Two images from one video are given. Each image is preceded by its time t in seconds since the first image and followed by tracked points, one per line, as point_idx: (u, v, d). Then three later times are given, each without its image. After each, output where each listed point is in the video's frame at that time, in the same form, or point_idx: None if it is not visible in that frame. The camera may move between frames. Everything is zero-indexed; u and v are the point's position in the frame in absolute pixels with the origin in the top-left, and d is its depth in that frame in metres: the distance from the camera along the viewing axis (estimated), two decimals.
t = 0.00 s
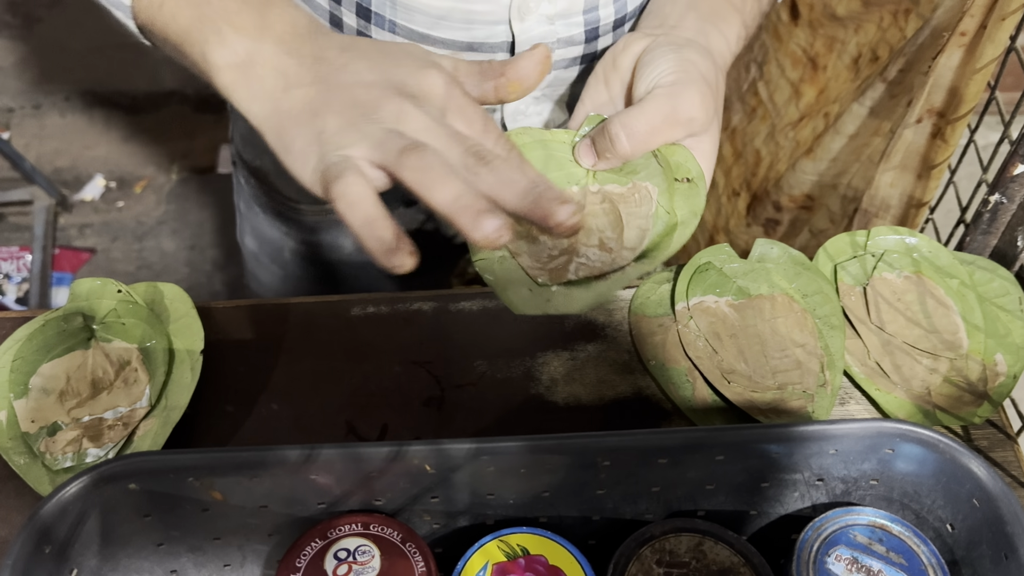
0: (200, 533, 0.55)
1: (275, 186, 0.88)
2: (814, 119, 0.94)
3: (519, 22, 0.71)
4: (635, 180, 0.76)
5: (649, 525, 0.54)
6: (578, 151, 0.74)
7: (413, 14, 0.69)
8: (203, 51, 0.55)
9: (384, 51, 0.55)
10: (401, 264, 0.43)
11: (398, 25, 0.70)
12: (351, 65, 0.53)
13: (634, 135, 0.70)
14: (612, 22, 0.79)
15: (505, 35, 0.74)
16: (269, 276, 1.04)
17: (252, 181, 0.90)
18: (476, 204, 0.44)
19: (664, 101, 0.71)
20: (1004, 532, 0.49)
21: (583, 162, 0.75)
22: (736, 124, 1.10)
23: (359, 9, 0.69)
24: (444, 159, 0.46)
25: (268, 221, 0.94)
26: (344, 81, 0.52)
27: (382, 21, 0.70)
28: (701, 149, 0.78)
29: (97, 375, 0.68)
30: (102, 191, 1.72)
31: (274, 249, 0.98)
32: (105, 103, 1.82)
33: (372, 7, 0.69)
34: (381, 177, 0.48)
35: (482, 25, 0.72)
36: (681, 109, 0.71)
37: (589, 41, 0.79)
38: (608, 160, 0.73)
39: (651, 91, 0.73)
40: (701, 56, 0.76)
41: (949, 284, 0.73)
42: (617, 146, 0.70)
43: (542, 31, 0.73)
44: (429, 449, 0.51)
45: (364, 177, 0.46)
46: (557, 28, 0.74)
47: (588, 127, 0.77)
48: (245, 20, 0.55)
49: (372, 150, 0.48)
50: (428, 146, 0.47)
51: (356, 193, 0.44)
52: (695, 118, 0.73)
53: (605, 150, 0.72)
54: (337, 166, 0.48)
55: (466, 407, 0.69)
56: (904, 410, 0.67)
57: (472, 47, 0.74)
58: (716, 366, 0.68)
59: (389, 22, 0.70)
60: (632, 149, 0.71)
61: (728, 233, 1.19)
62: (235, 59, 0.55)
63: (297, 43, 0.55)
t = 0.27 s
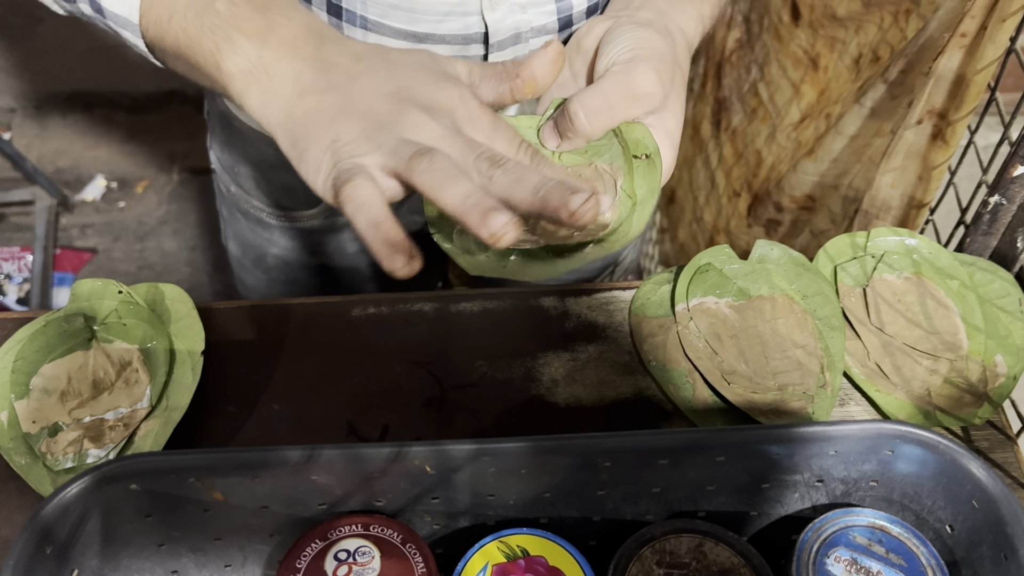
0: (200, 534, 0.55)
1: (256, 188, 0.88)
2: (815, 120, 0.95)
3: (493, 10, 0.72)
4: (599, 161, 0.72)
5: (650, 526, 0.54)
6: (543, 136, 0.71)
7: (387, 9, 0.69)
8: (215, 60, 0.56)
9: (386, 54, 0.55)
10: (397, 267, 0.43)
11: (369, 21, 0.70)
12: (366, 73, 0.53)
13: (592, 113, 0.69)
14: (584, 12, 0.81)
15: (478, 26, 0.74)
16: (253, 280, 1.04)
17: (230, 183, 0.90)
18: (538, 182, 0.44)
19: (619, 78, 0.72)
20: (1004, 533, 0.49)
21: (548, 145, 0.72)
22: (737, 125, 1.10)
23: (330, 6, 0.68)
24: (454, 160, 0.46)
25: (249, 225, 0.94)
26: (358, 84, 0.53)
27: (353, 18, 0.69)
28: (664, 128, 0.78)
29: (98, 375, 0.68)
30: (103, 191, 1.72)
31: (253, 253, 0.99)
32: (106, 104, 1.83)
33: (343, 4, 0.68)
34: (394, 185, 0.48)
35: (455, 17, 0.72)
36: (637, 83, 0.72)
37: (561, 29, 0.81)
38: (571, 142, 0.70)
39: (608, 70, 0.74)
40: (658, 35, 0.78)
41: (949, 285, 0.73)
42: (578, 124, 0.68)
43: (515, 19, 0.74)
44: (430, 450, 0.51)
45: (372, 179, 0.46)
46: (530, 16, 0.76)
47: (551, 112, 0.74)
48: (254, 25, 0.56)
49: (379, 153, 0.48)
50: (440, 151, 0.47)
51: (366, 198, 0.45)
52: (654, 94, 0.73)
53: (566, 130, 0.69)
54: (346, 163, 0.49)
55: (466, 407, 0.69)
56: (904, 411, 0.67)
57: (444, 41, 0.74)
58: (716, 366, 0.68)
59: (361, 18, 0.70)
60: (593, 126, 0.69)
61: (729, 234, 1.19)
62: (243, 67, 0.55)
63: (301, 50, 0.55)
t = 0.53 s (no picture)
0: (202, 534, 0.55)
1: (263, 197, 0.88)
2: (820, 120, 0.95)
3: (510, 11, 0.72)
4: (636, 160, 0.72)
5: (651, 526, 0.54)
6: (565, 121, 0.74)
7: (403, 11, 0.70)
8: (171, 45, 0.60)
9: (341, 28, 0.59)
10: (398, 232, 0.46)
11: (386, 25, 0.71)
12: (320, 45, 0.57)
13: (631, 112, 0.68)
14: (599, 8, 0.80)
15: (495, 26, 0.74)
16: (263, 288, 1.05)
17: (238, 197, 0.91)
18: (513, 141, 0.48)
19: (657, 76, 0.70)
20: (1006, 533, 0.49)
21: (582, 145, 0.71)
22: (742, 125, 1.10)
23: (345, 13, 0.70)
24: (426, 124, 0.50)
25: (257, 234, 0.95)
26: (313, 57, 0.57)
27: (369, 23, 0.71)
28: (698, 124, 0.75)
29: (100, 375, 0.68)
30: (103, 192, 1.72)
31: (265, 264, 0.99)
32: (106, 105, 1.83)
33: (359, 10, 0.70)
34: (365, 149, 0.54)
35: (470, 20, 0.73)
36: (675, 82, 0.70)
37: (577, 26, 0.81)
38: (606, 143, 0.69)
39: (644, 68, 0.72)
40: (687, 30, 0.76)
41: (951, 285, 0.73)
42: (616, 125, 0.68)
43: (531, 19, 0.75)
44: (432, 449, 0.51)
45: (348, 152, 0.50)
46: (547, 15, 0.76)
47: (581, 110, 0.73)
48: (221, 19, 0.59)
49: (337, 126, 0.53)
50: (409, 114, 0.51)
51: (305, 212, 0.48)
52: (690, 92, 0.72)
53: (602, 131, 0.69)
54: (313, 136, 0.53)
55: (467, 407, 0.69)
56: (905, 411, 0.67)
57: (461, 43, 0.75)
58: (717, 366, 0.68)
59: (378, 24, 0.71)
60: (631, 126, 0.68)
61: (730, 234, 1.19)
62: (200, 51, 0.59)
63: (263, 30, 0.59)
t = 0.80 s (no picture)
0: (201, 534, 0.55)
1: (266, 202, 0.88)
2: (819, 121, 0.95)
3: (513, 14, 0.73)
4: (631, 161, 0.72)
5: (651, 526, 0.54)
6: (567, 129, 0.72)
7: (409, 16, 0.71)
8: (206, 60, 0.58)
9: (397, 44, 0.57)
10: (446, 259, 0.42)
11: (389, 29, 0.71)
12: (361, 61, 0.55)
13: (624, 113, 0.68)
14: (604, 12, 0.81)
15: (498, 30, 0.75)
16: (263, 287, 1.05)
17: (242, 198, 0.91)
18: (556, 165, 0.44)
19: (651, 76, 0.70)
20: (1005, 533, 0.49)
21: (577, 147, 0.71)
22: (742, 126, 1.09)
23: (347, 17, 0.70)
24: (472, 146, 0.46)
25: (260, 234, 0.95)
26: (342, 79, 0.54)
27: (372, 28, 0.71)
28: (695, 125, 0.75)
29: (100, 376, 0.68)
30: (104, 192, 1.72)
31: (266, 264, 0.99)
32: (106, 105, 1.83)
33: (361, 13, 0.70)
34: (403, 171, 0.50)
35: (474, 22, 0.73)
36: (669, 83, 0.70)
37: (583, 31, 0.81)
38: (601, 144, 0.70)
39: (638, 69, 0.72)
40: (684, 30, 0.75)
41: (950, 286, 0.73)
42: (609, 126, 0.68)
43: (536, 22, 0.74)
44: (431, 450, 0.51)
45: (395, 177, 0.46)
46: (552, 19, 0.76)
47: (577, 113, 0.73)
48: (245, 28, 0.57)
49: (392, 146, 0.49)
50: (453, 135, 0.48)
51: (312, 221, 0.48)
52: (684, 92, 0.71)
53: (596, 132, 0.69)
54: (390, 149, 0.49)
55: (467, 408, 0.69)
56: (904, 412, 0.67)
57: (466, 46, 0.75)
58: (717, 367, 0.68)
59: (380, 26, 0.71)
60: (624, 128, 0.68)
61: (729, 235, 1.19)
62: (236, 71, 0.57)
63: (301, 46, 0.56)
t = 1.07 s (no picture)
0: (201, 535, 0.55)
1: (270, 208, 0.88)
2: (814, 122, 0.95)
3: (518, 19, 0.73)
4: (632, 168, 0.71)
5: (650, 527, 0.54)
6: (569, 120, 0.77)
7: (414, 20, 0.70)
8: (227, 62, 0.59)
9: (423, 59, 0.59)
10: (451, 252, 0.42)
11: (392, 33, 0.71)
12: (383, 65, 0.57)
13: (620, 116, 0.69)
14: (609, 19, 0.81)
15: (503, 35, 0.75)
16: (267, 293, 1.05)
17: (247, 206, 0.92)
18: (518, 178, 0.44)
19: (648, 79, 0.71)
20: (1004, 533, 0.49)
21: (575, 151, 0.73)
22: (736, 127, 1.10)
23: (351, 20, 0.70)
24: (484, 141, 0.48)
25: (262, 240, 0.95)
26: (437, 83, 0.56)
27: (375, 31, 0.71)
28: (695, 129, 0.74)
29: (99, 377, 0.68)
30: (103, 193, 1.72)
31: (269, 270, 1.00)
32: (106, 106, 1.83)
33: (365, 16, 0.70)
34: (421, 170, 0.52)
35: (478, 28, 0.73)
36: (666, 86, 0.72)
37: (587, 37, 0.81)
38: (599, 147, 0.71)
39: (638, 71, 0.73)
40: (687, 36, 0.76)
41: (949, 286, 0.73)
42: (605, 129, 0.69)
43: (542, 27, 0.74)
44: (431, 450, 0.51)
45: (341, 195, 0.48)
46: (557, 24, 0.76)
47: (577, 117, 0.75)
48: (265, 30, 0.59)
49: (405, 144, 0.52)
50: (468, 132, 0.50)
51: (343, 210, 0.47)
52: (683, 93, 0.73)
53: (594, 136, 0.70)
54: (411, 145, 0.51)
55: (467, 408, 0.69)
56: (903, 412, 0.67)
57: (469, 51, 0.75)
58: (716, 368, 0.68)
59: (382, 30, 0.71)
60: (620, 132, 0.70)
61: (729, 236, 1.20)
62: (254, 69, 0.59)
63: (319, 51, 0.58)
